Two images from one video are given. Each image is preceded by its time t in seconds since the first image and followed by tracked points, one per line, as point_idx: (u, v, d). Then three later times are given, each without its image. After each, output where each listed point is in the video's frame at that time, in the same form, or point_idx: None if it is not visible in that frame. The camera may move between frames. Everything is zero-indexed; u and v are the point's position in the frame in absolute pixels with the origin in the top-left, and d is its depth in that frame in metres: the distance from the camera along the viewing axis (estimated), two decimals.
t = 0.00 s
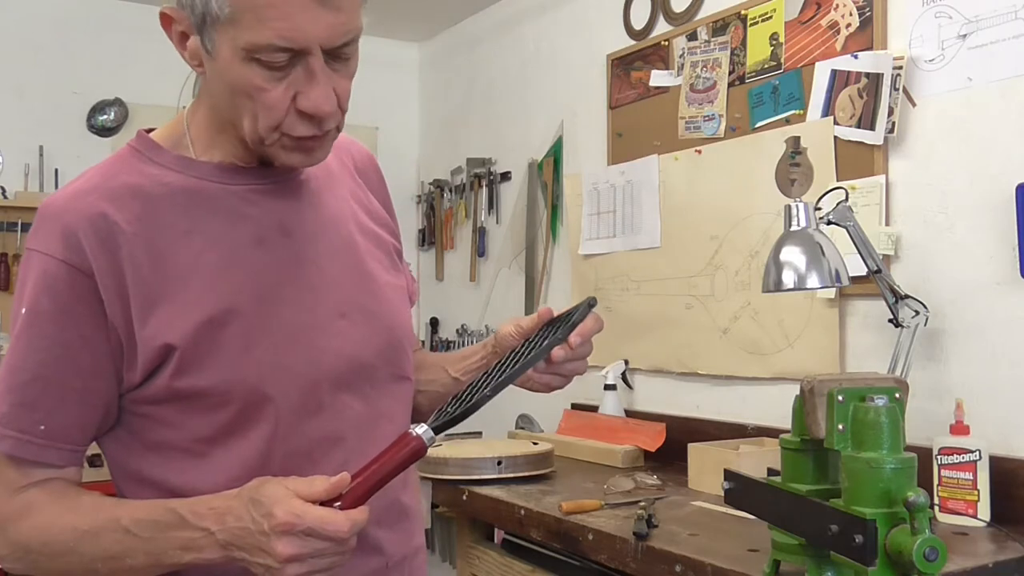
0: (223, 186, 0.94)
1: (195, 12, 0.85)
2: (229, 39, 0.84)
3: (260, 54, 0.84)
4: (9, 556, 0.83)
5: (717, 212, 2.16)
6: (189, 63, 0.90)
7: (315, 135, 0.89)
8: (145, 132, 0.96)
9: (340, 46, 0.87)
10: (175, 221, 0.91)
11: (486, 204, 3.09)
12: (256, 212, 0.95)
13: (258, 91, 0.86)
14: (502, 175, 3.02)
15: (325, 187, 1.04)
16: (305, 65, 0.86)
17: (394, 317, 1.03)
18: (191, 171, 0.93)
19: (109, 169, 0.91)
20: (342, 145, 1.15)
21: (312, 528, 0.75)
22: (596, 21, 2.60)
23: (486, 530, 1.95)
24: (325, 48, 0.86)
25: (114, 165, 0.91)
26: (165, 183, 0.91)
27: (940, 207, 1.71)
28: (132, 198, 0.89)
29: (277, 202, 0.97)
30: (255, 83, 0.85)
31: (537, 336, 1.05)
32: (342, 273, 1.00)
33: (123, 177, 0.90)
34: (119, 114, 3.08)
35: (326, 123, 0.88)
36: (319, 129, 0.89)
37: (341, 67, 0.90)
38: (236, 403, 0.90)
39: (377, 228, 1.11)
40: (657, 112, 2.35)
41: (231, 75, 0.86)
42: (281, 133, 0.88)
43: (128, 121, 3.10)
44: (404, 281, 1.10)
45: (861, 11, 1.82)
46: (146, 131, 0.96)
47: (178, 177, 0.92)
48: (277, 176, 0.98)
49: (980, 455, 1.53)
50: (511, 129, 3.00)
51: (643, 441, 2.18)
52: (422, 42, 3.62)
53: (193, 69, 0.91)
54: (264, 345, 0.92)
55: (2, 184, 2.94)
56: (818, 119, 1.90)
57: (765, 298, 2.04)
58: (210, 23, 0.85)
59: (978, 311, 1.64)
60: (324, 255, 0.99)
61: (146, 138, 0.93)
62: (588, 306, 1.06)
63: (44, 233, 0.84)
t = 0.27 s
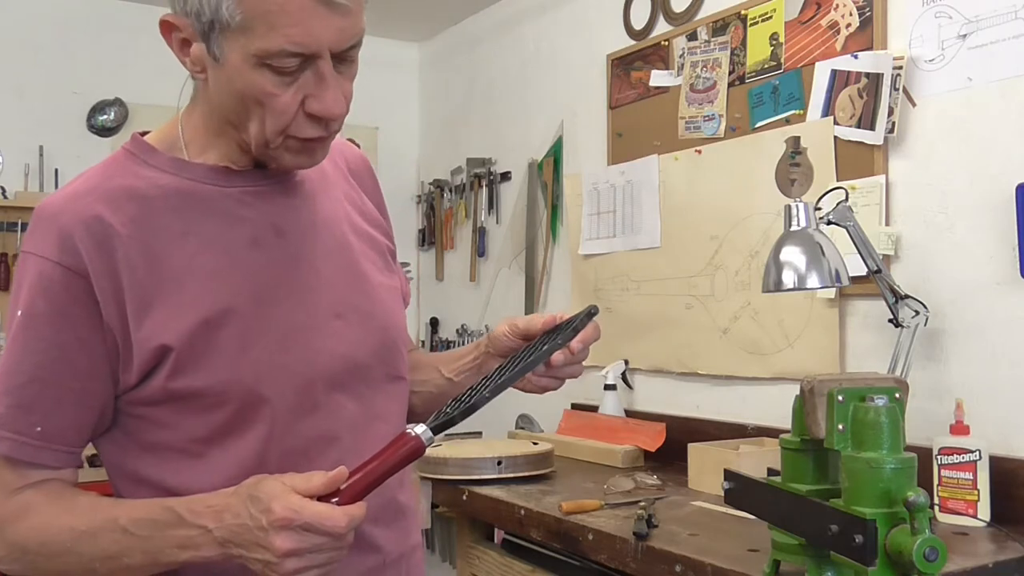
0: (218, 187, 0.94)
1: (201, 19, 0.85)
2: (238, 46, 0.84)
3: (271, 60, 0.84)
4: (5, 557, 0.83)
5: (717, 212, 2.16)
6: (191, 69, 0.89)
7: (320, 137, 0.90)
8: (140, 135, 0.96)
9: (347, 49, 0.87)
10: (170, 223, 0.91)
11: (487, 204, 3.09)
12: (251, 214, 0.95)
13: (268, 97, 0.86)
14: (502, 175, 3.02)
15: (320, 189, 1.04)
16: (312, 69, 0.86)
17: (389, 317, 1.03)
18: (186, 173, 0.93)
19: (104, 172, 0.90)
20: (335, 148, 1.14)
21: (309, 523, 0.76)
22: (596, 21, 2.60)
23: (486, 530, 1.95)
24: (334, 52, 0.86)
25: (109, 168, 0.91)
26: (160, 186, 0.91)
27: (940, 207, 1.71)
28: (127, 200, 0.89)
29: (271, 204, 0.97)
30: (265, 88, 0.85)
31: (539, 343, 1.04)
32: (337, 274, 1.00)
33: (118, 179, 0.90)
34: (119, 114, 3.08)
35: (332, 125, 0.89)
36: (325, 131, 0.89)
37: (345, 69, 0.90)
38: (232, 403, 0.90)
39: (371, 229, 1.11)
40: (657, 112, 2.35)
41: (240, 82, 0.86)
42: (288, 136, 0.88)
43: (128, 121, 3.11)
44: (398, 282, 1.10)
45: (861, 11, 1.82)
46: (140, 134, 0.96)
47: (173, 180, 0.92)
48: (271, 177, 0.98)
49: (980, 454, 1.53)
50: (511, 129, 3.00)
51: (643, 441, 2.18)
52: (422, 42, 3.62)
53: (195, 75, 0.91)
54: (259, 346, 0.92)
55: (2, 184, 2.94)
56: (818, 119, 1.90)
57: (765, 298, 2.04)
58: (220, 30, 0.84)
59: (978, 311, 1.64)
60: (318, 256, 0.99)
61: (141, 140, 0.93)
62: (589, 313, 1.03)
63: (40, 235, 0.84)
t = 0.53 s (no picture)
0: (215, 188, 0.94)
1: (201, 22, 0.84)
2: (239, 48, 0.84)
3: (271, 61, 0.84)
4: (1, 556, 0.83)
5: (716, 212, 2.16)
6: (189, 71, 0.89)
7: (319, 138, 0.90)
8: (137, 136, 0.96)
9: (347, 51, 0.88)
10: (167, 224, 0.91)
11: (487, 204, 3.09)
12: (247, 215, 0.95)
13: (267, 98, 0.86)
14: (503, 175, 3.02)
15: (316, 190, 1.04)
16: (313, 71, 0.86)
17: (385, 317, 1.03)
18: (182, 174, 0.93)
19: (101, 174, 0.90)
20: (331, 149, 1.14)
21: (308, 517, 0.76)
22: (596, 21, 2.60)
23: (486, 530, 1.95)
24: (334, 54, 0.86)
25: (105, 169, 0.91)
26: (157, 187, 0.91)
27: (940, 207, 1.71)
28: (124, 201, 0.89)
29: (268, 205, 0.97)
30: (264, 90, 0.85)
31: (538, 343, 1.04)
32: (334, 274, 1.00)
33: (115, 181, 0.90)
34: (119, 114, 3.08)
35: (332, 125, 0.89)
36: (324, 131, 0.89)
37: (345, 71, 0.90)
38: (230, 403, 0.91)
39: (368, 230, 1.11)
40: (657, 112, 2.35)
41: (240, 83, 0.86)
42: (286, 136, 0.88)
43: (128, 121, 3.10)
44: (395, 282, 1.10)
45: (861, 11, 1.82)
46: (136, 135, 0.96)
47: (169, 181, 0.92)
48: (268, 178, 0.98)
49: (980, 454, 1.53)
50: (511, 129, 3.00)
51: (643, 441, 2.18)
52: (422, 42, 3.62)
53: (193, 77, 0.90)
54: (256, 346, 0.92)
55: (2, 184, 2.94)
56: (818, 119, 1.90)
57: (765, 298, 2.04)
58: (220, 32, 0.84)
59: (978, 311, 1.64)
60: (315, 257, 0.99)
61: (138, 141, 0.93)
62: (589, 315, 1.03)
63: (37, 237, 0.84)
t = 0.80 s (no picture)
0: (212, 190, 0.94)
1: (203, 26, 0.84)
2: (243, 51, 0.84)
3: (274, 63, 0.84)
4: None
5: (716, 212, 2.16)
6: (189, 75, 0.89)
7: (321, 139, 0.90)
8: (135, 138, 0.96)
9: (348, 53, 0.88)
10: (164, 224, 0.91)
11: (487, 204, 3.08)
12: (244, 216, 0.95)
13: (270, 101, 0.86)
14: (503, 175, 3.02)
15: (313, 192, 1.04)
16: (315, 73, 0.87)
17: (382, 318, 1.03)
18: (180, 176, 0.93)
19: (98, 174, 0.91)
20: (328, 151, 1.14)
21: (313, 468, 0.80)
22: (596, 21, 2.60)
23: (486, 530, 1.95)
24: (335, 55, 0.87)
25: (102, 170, 0.91)
26: (154, 188, 0.91)
27: (940, 207, 1.70)
28: (121, 201, 0.89)
29: (265, 207, 0.97)
30: (266, 92, 0.86)
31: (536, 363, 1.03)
32: (330, 275, 1.00)
33: (112, 182, 0.90)
34: (119, 114, 3.08)
35: (334, 126, 0.89)
36: (326, 132, 0.90)
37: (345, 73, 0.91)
38: (226, 404, 0.91)
39: (365, 231, 1.11)
40: (657, 112, 2.35)
41: (242, 86, 0.86)
42: (289, 138, 0.88)
43: (128, 121, 3.10)
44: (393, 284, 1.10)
45: (861, 11, 1.82)
46: (134, 136, 0.96)
47: (167, 182, 0.92)
48: (265, 179, 0.98)
49: (980, 454, 1.53)
50: (511, 129, 3.00)
51: (643, 441, 2.18)
52: (422, 42, 3.62)
53: (192, 81, 0.90)
54: (252, 346, 0.92)
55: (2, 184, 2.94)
56: (818, 119, 1.90)
57: (765, 298, 2.04)
58: (222, 35, 0.84)
59: (977, 311, 1.64)
60: (312, 258, 0.99)
61: (135, 142, 0.93)
62: (618, 350, 1.06)
63: (34, 237, 0.84)
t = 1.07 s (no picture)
0: (212, 190, 0.94)
1: (212, 28, 0.84)
2: (253, 52, 0.84)
3: (286, 65, 0.84)
4: None
5: (716, 212, 2.16)
6: (196, 78, 0.89)
7: (327, 137, 0.91)
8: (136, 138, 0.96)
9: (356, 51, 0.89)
10: (163, 224, 0.91)
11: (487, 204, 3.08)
12: (243, 216, 0.95)
13: (280, 101, 0.86)
14: (503, 175, 3.02)
15: (313, 192, 1.04)
16: (325, 73, 0.87)
17: (381, 319, 1.03)
18: (180, 176, 0.93)
19: (98, 173, 0.91)
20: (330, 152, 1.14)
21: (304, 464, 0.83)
22: (596, 21, 2.60)
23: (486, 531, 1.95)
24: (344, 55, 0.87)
25: (102, 169, 0.91)
26: (153, 188, 0.91)
27: (941, 207, 1.71)
28: (120, 201, 0.89)
29: (264, 207, 0.97)
30: (278, 93, 0.86)
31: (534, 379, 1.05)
32: (329, 276, 1.00)
33: (111, 181, 0.90)
34: (119, 114, 3.08)
35: (342, 124, 0.90)
36: (332, 130, 0.90)
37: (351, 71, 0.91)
38: (224, 404, 0.90)
39: (365, 232, 1.11)
40: (657, 112, 2.35)
41: (253, 87, 0.86)
42: (296, 137, 0.89)
43: (128, 121, 3.10)
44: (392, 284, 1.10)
45: (861, 11, 1.82)
46: (135, 136, 0.96)
47: (167, 182, 0.92)
48: (265, 180, 0.98)
49: (980, 454, 1.53)
50: (511, 129, 3.00)
51: (643, 441, 2.19)
52: (422, 42, 3.62)
53: (199, 84, 0.90)
54: (250, 347, 0.92)
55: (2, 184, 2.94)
56: (818, 119, 1.90)
57: (765, 298, 2.04)
58: (232, 37, 0.84)
59: (978, 311, 1.64)
60: (310, 258, 0.99)
61: (136, 143, 0.93)
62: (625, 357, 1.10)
63: (33, 236, 0.84)
